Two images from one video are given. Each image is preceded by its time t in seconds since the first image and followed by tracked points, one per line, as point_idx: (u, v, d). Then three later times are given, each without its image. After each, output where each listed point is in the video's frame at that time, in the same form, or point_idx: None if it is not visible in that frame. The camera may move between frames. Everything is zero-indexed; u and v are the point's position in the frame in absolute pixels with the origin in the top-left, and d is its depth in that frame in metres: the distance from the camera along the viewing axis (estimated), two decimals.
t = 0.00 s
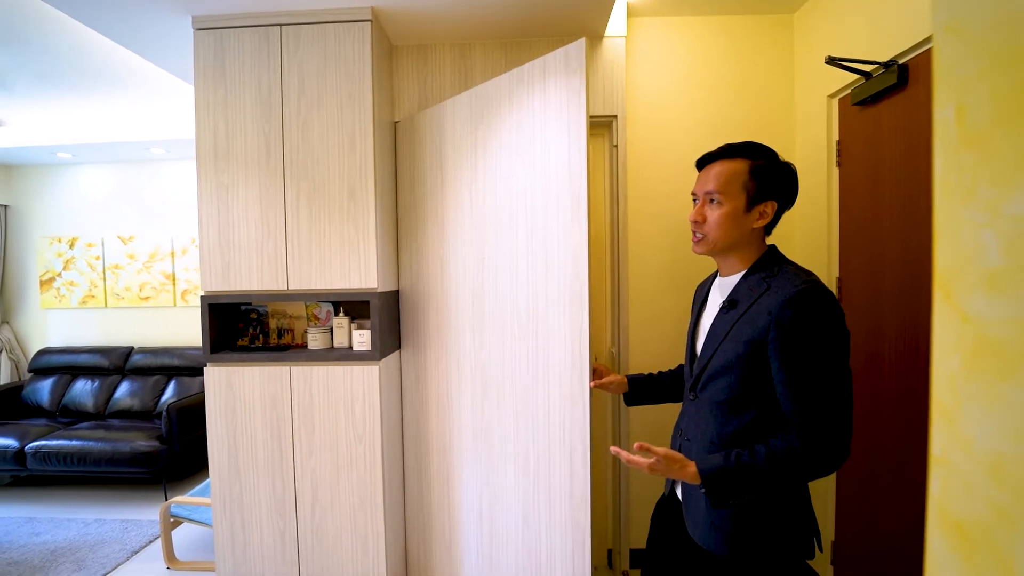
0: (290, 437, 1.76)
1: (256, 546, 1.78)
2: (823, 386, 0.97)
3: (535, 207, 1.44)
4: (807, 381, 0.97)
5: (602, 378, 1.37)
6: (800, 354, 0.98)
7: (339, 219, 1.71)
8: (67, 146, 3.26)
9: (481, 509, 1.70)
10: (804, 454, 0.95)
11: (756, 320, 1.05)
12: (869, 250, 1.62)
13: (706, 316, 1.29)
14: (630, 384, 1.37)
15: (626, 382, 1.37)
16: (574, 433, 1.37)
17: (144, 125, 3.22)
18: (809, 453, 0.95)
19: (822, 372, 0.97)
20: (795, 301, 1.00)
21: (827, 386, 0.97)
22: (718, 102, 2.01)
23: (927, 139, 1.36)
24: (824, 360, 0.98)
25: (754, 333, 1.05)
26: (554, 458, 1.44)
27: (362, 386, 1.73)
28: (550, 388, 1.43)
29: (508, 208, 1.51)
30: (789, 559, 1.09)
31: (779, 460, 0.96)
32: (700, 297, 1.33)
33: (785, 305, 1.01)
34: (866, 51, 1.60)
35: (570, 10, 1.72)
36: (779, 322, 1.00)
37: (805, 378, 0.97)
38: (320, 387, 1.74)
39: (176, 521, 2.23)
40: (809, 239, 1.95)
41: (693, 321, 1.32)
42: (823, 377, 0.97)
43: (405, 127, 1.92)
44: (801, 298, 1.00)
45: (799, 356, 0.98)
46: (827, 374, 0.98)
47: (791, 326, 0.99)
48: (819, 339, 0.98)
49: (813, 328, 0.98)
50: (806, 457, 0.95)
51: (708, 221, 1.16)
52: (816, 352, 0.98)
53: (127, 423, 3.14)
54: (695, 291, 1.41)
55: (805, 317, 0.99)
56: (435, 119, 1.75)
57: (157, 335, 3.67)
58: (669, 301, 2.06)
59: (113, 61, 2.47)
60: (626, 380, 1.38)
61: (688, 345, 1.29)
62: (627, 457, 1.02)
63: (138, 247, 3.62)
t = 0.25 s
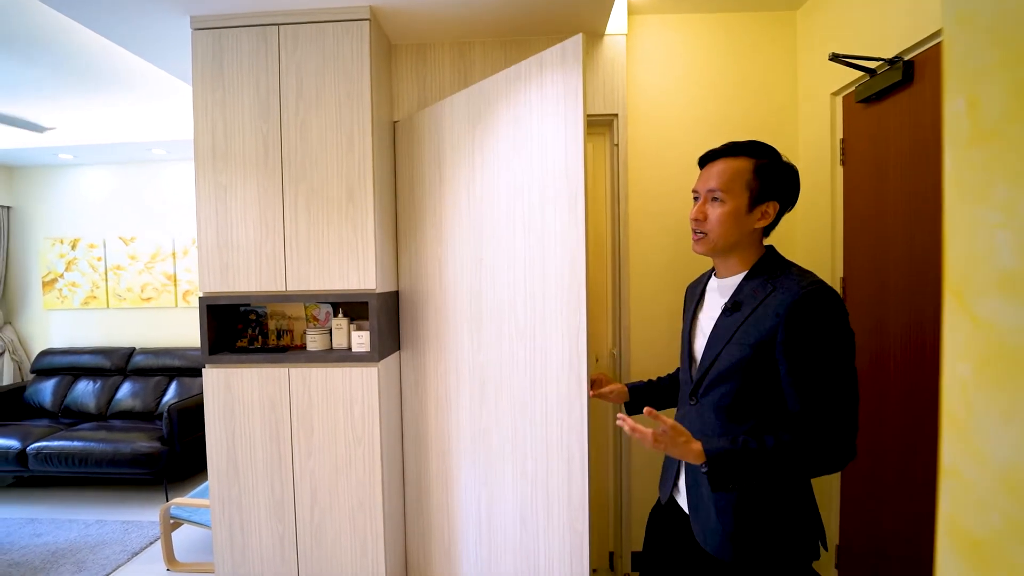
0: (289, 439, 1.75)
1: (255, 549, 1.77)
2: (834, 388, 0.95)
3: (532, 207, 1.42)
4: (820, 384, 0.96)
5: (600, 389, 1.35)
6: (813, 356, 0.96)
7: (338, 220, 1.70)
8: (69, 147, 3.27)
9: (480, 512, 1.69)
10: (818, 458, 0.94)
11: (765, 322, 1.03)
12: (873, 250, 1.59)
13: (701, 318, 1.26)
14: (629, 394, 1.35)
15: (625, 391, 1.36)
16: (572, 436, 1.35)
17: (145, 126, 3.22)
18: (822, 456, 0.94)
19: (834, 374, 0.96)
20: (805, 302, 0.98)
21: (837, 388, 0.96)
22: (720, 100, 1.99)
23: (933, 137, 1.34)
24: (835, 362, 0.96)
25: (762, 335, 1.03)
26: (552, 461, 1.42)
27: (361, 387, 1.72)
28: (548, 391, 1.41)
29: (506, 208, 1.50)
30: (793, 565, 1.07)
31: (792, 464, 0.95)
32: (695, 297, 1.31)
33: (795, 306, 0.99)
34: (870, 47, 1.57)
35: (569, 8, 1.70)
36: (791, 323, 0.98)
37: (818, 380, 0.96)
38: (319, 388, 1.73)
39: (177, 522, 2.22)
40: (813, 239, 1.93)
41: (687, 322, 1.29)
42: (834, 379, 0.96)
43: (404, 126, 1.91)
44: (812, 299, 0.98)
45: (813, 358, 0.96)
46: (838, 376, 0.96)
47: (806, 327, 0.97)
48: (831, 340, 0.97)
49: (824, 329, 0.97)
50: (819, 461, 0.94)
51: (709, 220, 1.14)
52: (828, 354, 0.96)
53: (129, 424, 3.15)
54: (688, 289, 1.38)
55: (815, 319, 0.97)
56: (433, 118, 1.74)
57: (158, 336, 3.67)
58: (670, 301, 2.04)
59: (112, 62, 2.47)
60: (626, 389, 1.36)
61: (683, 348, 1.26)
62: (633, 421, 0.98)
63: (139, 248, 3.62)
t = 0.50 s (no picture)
0: (286, 441, 1.73)
1: (252, 551, 1.76)
2: (831, 388, 0.95)
3: (528, 208, 1.40)
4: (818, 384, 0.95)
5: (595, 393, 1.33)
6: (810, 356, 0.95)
7: (335, 220, 1.68)
8: (68, 147, 3.26)
9: (478, 516, 1.67)
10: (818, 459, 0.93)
11: (758, 322, 1.01)
12: (878, 250, 1.57)
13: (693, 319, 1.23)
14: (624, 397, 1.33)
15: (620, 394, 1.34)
16: (569, 440, 1.32)
17: (144, 125, 3.21)
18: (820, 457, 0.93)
19: (830, 375, 0.95)
20: (799, 302, 0.98)
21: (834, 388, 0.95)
22: (722, 98, 1.97)
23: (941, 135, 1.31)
24: (830, 362, 0.95)
25: (757, 335, 1.01)
26: (548, 466, 1.40)
27: (358, 389, 1.70)
28: (542, 394, 1.39)
29: (502, 208, 1.47)
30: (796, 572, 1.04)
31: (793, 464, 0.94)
32: (685, 298, 1.28)
33: (788, 307, 0.98)
34: (876, 43, 1.54)
35: (570, 5, 1.68)
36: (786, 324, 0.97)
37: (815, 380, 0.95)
38: (317, 390, 1.71)
39: (175, 524, 2.21)
40: (816, 239, 1.90)
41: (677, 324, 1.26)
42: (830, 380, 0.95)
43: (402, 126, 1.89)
44: (804, 299, 0.98)
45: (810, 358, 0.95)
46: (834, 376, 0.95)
47: (801, 327, 0.97)
48: (826, 340, 0.96)
49: (818, 330, 0.96)
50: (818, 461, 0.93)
51: (702, 219, 1.12)
52: (824, 354, 0.95)
53: (128, 424, 3.14)
54: (678, 287, 1.35)
55: (808, 319, 0.97)
56: (431, 117, 1.72)
57: (158, 336, 3.66)
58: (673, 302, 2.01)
59: (110, 62, 2.46)
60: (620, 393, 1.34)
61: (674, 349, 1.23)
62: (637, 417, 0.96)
63: (139, 248, 3.61)
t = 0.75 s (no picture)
0: (285, 442, 1.72)
1: (251, 553, 1.75)
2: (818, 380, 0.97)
3: (526, 207, 1.38)
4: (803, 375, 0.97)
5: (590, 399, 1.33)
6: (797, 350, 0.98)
7: (335, 219, 1.67)
8: (69, 147, 3.25)
9: (478, 519, 1.64)
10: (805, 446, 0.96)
11: (748, 318, 1.02)
12: (884, 249, 1.55)
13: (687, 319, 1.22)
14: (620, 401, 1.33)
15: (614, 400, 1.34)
16: (568, 443, 1.30)
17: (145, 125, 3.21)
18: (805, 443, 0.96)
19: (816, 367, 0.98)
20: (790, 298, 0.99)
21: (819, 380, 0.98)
22: (726, 97, 1.95)
23: (949, 132, 1.29)
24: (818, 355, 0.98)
25: (748, 331, 1.02)
26: (547, 468, 1.38)
27: (358, 390, 1.68)
28: (541, 395, 1.37)
29: (500, 208, 1.46)
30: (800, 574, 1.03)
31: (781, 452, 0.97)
32: (675, 297, 1.27)
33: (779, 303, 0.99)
34: (883, 40, 1.52)
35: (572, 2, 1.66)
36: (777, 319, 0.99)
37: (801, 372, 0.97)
38: (316, 390, 1.70)
39: (174, 525, 2.20)
40: (821, 238, 1.88)
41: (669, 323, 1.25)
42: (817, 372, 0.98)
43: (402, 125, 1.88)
44: (793, 295, 0.99)
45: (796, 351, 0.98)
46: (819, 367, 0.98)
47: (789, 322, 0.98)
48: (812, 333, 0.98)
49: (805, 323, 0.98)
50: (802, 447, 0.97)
51: (694, 220, 1.10)
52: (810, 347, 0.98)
53: (129, 424, 3.14)
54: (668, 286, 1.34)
55: (797, 314, 0.98)
56: (431, 116, 1.70)
57: (159, 336, 3.66)
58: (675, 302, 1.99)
59: (110, 61, 2.45)
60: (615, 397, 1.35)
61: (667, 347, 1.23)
62: (631, 394, 0.97)
63: (140, 248, 3.61)
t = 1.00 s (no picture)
0: (283, 444, 1.70)
1: (250, 555, 1.73)
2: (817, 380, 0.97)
3: (528, 207, 1.36)
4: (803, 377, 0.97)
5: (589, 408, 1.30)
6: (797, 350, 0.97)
7: (334, 219, 1.65)
8: (69, 147, 3.24)
9: (479, 521, 1.63)
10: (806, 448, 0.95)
11: (747, 317, 1.02)
12: (890, 249, 1.53)
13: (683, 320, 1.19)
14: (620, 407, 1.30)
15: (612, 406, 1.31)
16: (570, 445, 1.29)
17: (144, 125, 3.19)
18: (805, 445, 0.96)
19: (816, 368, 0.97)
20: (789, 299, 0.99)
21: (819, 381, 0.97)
22: (728, 96, 1.93)
23: (957, 131, 1.27)
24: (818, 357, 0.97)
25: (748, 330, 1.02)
26: (550, 471, 1.36)
27: (357, 392, 1.67)
28: (543, 397, 1.35)
29: (502, 207, 1.44)
30: None
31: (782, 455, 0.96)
32: (669, 299, 1.25)
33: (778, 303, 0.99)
34: (889, 37, 1.50)
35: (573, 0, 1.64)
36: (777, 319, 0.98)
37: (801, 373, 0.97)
38: (315, 392, 1.68)
39: (173, 527, 2.18)
40: (826, 238, 1.86)
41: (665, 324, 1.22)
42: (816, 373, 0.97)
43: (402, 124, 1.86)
44: (793, 296, 0.99)
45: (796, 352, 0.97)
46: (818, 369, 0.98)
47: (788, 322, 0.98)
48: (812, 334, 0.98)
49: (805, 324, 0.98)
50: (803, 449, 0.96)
51: (694, 228, 1.08)
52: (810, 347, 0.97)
53: (128, 425, 3.12)
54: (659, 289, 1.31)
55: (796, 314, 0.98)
56: (431, 114, 1.68)
57: (158, 336, 3.65)
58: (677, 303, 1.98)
59: (110, 61, 2.44)
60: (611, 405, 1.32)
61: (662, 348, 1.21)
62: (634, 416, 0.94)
63: (139, 248, 3.59)
